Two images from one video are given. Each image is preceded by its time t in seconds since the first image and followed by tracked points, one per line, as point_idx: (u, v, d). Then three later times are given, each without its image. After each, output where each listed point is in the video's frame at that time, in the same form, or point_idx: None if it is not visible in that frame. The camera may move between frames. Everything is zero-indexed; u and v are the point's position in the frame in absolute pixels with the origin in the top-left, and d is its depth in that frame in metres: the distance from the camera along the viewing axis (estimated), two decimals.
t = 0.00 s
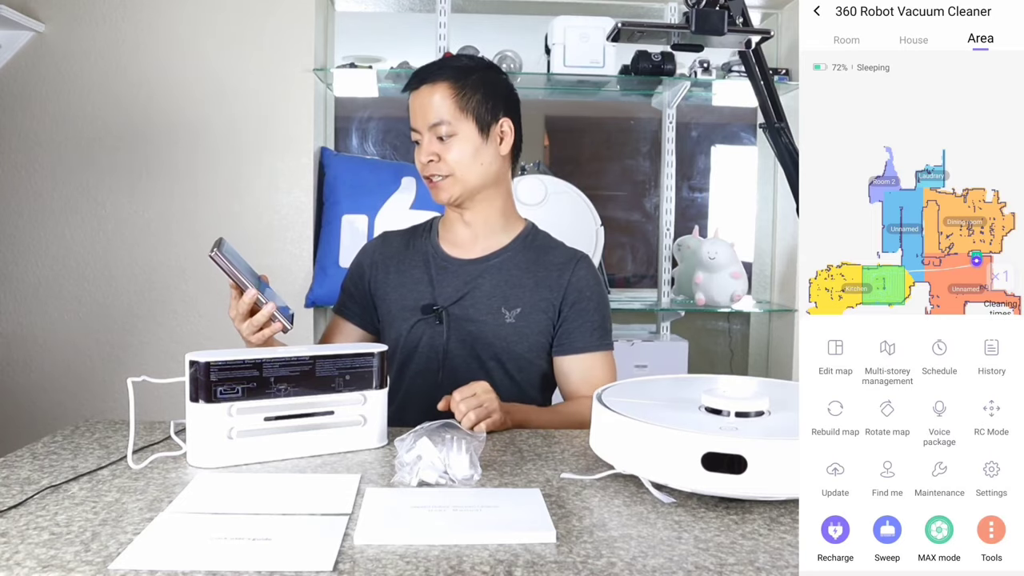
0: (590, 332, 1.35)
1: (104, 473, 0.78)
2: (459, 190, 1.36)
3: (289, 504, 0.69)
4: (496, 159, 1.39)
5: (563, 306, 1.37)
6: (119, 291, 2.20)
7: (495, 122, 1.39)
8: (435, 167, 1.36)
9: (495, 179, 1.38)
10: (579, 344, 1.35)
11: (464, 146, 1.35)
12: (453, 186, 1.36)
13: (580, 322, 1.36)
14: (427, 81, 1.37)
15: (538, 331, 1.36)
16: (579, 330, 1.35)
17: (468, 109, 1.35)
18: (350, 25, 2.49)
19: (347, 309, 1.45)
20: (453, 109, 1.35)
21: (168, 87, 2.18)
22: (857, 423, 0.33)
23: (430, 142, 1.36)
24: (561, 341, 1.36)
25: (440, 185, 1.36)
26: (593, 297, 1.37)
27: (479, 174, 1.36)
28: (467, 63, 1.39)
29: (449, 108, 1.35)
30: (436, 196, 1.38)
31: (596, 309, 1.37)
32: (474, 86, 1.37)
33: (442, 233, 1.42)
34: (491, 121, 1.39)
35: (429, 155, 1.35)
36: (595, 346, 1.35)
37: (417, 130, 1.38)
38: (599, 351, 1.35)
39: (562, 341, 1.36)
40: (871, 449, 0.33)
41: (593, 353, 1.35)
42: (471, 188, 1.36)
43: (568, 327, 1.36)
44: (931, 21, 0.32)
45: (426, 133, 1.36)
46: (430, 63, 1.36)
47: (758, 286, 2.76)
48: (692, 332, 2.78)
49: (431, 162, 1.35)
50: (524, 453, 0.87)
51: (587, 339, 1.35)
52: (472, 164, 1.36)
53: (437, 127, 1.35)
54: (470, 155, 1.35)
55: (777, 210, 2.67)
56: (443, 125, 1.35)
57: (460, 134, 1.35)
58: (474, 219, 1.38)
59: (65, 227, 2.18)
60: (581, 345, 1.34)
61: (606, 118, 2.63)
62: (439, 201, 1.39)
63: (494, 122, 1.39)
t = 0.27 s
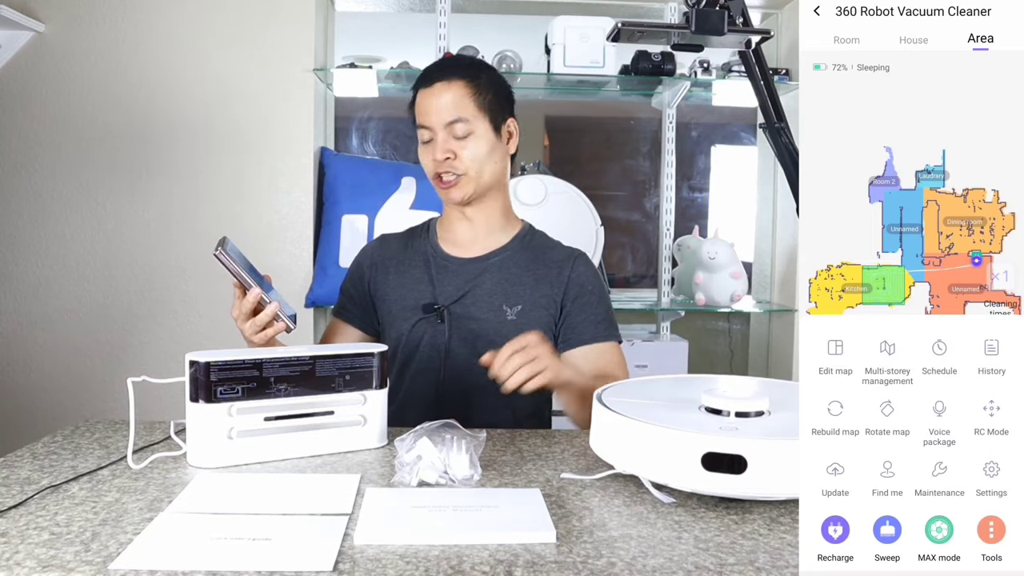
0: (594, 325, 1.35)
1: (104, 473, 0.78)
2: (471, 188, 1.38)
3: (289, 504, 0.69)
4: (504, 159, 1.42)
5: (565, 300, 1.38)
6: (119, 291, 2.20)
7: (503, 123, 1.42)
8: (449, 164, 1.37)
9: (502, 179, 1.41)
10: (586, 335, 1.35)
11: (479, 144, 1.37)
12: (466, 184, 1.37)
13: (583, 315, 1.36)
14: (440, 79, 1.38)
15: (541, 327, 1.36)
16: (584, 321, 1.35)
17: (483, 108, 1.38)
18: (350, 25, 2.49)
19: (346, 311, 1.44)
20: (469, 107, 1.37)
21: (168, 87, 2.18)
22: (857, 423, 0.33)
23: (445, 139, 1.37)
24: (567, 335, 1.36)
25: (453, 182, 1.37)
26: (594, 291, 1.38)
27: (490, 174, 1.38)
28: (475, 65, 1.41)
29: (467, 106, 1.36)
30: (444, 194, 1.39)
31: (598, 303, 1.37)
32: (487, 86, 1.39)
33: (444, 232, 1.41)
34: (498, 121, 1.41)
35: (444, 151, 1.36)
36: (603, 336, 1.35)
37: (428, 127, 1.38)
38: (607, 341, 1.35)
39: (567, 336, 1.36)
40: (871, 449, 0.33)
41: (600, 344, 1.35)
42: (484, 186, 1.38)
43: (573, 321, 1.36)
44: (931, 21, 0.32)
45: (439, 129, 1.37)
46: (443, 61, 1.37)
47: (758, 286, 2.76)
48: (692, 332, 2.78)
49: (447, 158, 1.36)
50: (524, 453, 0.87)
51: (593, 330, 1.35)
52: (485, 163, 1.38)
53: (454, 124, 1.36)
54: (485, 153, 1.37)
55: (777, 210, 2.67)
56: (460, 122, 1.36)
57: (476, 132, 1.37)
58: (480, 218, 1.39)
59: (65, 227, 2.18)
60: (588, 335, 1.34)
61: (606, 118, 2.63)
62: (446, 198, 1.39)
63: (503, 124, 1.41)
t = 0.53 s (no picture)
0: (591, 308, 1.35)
1: (104, 473, 0.78)
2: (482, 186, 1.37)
3: (289, 504, 0.69)
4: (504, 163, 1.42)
5: (563, 290, 1.38)
6: (119, 291, 2.20)
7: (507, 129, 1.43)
8: (465, 160, 1.35)
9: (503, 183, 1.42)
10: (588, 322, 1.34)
11: (496, 145, 1.37)
12: (478, 181, 1.36)
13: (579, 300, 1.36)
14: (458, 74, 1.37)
15: (539, 319, 1.36)
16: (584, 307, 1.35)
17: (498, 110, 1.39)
18: (350, 25, 2.49)
19: (340, 315, 1.42)
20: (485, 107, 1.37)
21: (168, 87, 2.18)
22: (857, 423, 0.33)
23: (463, 135, 1.35)
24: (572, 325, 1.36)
25: (467, 179, 1.35)
26: (592, 277, 1.38)
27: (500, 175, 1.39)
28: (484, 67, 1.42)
29: (486, 106, 1.37)
30: (451, 189, 1.36)
31: (593, 285, 1.37)
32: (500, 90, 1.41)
33: (441, 229, 1.39)
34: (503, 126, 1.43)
35: (464, 146, 1.34)
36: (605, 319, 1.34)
37: (443, 120, 1.36)
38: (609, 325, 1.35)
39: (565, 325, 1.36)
40: (871, 449, 0.33)
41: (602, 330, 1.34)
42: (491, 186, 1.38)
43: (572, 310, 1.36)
44: (931, 21, 0.32)
45: (458, 124, 1.35)
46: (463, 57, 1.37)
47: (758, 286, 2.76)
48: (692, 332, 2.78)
49: (466, 153, 1.35)
50: (524, 453, 0.87)
51: (596, 314, 1.34)
52: (498, 164, 1.38)
53: (472, 121, 1.36)
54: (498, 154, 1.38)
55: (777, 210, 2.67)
56: (478, 120, 1.36)
57: (492, 132, 1.37)
58: (481, 218, 1.39)
59: (65, 227, 2.18)
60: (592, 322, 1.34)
61: (606, 118, 2.63)
62: (452, 194, 1.37)
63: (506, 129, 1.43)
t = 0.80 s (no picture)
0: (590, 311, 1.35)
1: (104, 473, 0.78)
2: (460, 190, 1.36)
3: (289, 504, 0.69)
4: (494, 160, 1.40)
5: (562, 292, 1.38)
6: (119, 291, 2.20)
7: (494, 125, 1.40)
8: (437, 166, 1.35)
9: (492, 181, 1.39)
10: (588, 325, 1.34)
11: (468, 146, 1.35)
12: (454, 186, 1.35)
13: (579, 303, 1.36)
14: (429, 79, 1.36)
15: (539, 321, 1.36)
16: (584, 309, 1.35)
17: (472, 110, 1.36)
18: (350, 25, 2.49)
19: (341, 315, 1.42)
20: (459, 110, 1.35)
21: (168, 87, 2.18)
22: (857, 423, 0.33)
23: (433, 141, 1.35)
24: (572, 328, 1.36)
25: (442, 184, 1.35)
26: (592, 280, 1.39)
27: (480, 175, 1.37)
28: (466, 64, 1.39)
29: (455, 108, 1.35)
30: (433, 195, 1.37)
31: (592, 289, 1.37)
32: (477, 88, 1.38)
33: (436, 233, 1.41)
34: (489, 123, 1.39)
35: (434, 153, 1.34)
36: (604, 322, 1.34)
37: (417, 128, 1.36)
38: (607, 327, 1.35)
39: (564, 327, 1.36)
40: (871, 449, 0.33)
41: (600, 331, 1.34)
42: (473, 187, 1.37)
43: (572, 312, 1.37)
44: (931, 21, 0.32)
45: (428, 131, 1.35)
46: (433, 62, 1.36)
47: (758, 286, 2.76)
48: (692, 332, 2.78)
49: (435, 160, 1.34)
50: (524, 453, 0.87)
51: (596, 317, 1.34)
52: (473, 166, 1.36)
53: (442, 127, 1.34)
54: (474, 156, 1.36)
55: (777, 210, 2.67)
56: (449, 125, 1.35)
57: (464, 135, 1.35)
58: (473, 220, 1.38)
59: (65, 227, 2.18)
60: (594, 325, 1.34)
61: (606, 118, 2.63)
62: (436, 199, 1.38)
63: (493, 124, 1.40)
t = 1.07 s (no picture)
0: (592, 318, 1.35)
1: (104, 473, 0.78)
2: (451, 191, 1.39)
3: (290, 504, 0.69)
4: (487, 158, 1.41)
5: (560, 297, 1.38)
6: (119, 291, 2.20)
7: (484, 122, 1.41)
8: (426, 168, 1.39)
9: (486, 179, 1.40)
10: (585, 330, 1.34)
11: (455, 148, 1.38)
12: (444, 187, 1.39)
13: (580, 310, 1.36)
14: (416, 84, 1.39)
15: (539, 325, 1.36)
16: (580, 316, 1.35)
17: (456, 110, 1.37)
18: (350, 26, 2.49)
19: (344, 314, 1.42)
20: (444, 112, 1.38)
21: (168, 87, 2.18)
22: (857, 423, 0.33)
23: (421, 145, 1.39)
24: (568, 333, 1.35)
25: (432, 186, 1.39)
26: (591, 285, 1.38)
27: (469, 175, 1.39)
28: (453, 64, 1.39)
29: (438, 110, 1.37)
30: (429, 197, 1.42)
31: (593, 296, 1.37)
32: (462, 87, 1.38)
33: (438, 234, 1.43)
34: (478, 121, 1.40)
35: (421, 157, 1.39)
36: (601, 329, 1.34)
37: (407, 133, 1.40)
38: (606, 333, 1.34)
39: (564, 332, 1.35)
40: (871, 449, 0.33)
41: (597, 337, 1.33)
42: (463, 188, 1.39)
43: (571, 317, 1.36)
44: (931, 20, 0.32)
45: (416, 135, 1.39)
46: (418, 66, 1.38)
47: (759, 286, 2.76)
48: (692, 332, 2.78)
49: (423, 163, 1.39)
50: (524, 453, 0.87)
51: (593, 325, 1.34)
52: (461, 167, 1.39)
53: (427, 130, 1.38)
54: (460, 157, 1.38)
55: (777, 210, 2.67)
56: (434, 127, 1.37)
57: (450, 136, 1.37)
58: (471, 219, 1.40)
59: (65, 227, 2.18)
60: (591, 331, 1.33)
61: (606, 118, 2.63)
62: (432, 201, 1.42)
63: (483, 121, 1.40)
